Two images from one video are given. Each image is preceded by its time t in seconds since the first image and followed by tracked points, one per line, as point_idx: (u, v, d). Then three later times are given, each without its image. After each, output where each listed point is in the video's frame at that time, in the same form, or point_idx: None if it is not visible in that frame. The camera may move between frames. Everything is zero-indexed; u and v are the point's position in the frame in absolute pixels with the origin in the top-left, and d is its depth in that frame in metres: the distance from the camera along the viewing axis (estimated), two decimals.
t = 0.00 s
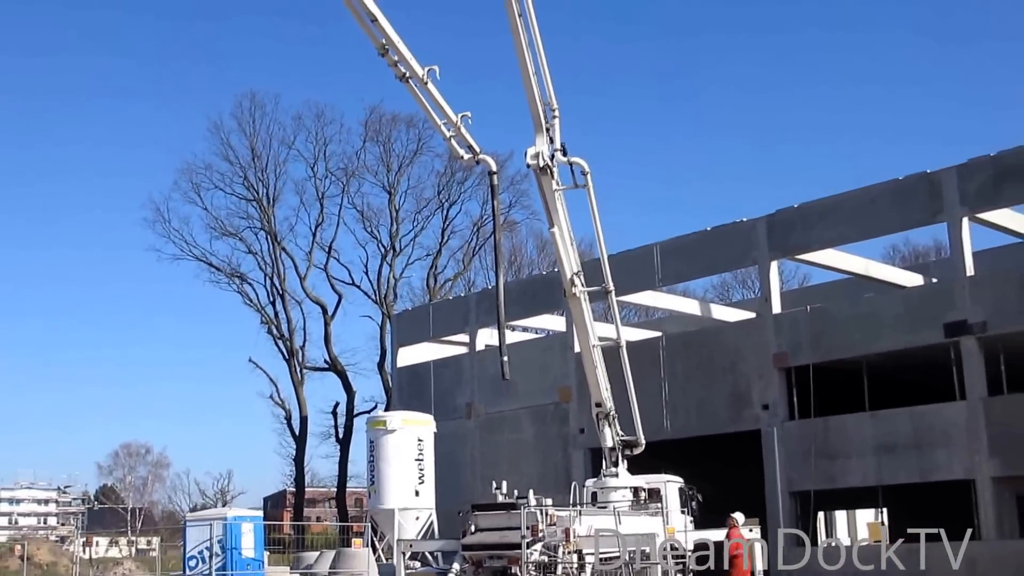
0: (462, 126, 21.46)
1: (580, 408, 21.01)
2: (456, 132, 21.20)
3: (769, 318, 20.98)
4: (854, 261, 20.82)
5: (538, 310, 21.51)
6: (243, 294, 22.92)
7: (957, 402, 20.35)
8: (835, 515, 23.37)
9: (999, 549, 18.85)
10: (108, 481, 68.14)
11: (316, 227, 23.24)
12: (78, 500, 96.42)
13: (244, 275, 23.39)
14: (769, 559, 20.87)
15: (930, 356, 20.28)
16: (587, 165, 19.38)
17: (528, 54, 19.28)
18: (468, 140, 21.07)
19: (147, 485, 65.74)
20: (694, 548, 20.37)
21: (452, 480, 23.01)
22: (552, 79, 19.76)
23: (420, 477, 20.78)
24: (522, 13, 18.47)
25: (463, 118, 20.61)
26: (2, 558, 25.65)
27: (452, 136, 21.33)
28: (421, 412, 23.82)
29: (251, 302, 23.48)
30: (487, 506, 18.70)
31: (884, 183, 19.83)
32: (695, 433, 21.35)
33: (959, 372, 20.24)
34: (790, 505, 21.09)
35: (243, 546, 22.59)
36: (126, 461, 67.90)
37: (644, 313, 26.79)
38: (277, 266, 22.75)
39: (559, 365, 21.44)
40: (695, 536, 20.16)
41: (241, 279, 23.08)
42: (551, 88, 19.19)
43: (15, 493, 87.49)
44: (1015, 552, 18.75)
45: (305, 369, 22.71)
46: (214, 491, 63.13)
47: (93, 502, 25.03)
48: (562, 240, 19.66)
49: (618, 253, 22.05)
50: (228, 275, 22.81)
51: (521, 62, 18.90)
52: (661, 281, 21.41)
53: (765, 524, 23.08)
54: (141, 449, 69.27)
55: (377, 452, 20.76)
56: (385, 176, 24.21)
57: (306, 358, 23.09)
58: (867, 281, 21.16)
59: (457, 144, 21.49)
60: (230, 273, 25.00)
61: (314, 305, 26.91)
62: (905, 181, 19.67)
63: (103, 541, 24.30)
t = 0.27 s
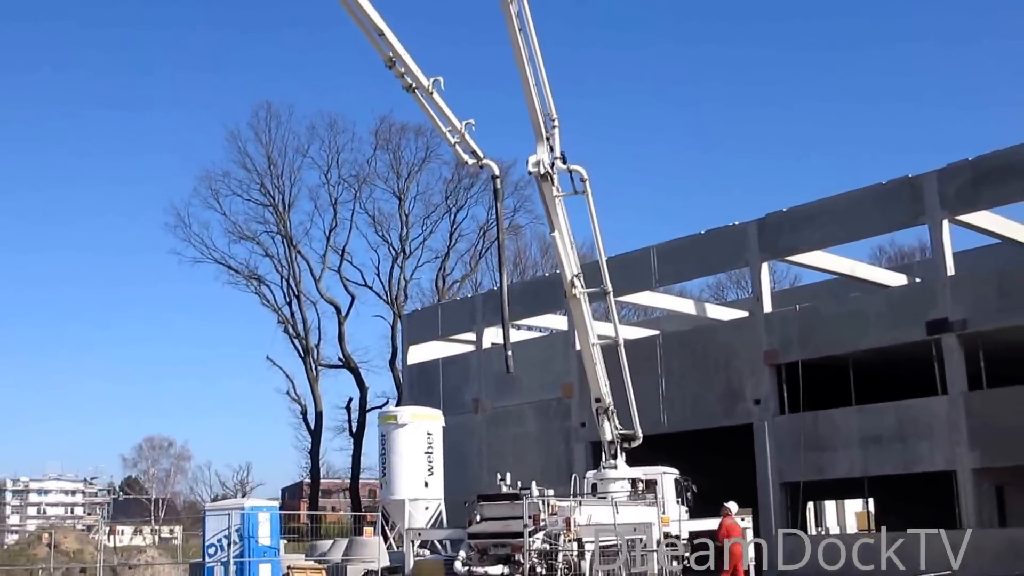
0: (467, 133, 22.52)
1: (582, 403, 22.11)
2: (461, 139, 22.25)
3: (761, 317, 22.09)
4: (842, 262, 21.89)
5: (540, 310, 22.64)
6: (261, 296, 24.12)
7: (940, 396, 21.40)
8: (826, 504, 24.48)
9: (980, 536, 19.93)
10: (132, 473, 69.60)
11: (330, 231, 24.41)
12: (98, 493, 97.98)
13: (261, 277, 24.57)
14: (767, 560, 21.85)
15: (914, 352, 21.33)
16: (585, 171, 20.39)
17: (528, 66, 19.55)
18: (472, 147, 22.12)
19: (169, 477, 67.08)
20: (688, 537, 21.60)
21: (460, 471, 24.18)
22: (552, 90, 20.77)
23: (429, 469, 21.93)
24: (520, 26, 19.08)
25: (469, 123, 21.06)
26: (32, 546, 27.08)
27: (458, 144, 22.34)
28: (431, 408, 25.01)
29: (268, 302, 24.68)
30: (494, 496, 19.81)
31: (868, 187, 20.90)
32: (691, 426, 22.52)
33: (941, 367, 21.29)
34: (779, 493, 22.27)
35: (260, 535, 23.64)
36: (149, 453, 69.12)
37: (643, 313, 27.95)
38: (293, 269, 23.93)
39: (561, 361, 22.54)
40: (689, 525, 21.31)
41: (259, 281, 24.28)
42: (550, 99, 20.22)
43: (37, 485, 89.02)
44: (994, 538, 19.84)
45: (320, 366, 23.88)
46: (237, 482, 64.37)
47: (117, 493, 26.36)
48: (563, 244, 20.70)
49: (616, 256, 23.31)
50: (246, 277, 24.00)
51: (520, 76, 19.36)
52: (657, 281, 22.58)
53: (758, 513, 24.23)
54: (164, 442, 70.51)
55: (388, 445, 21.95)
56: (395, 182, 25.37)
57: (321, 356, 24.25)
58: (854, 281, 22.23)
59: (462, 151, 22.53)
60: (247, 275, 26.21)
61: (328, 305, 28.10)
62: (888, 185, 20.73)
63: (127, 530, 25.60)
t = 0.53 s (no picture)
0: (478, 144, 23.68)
1: (587, 401, 23.20)
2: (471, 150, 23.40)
3: (757, 318, 23.22)
4: (836, 267, 22.90)
5: (547, 312, 23.80)
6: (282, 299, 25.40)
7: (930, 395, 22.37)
8: (822, 497, 25.57)
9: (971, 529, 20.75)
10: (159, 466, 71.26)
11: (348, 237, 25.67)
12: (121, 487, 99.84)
13: (282, 281, 25.85)
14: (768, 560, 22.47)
15: (904, 353, 22.32)
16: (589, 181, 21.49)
17: (535, 82, 20.73)
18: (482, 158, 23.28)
19: (194, 471, 68.63)
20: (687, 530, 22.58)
21: (471, 466, 25.35)
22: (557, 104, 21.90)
23: (442, 463, 23.11)
24: (526, 45, 20.19)
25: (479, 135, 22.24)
26: (65, 536, 28.49)
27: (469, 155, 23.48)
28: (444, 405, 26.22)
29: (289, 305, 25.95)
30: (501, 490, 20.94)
31: (860, 196, 21.90)
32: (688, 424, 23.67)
33: (929, 365, 22.29)
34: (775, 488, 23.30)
35: (280, 526, 24.63)
36: (176, 448, 70.52)
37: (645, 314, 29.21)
38: (312, 273, 25.19)
39: (567, 361, 23.65)
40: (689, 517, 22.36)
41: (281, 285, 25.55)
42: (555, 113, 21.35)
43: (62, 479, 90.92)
44: (982, 530, 20.72)
45: (338, 366, 25.11)
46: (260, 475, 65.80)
47: (146, 485, 27.68)
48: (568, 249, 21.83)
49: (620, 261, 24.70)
50: (268, 281, 25.28)
51: (527, 92, 20.46)
52: (657, 285, 23.81)
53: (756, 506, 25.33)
54: (191, 437, 71.93)
55: (403, 441, 23.16)
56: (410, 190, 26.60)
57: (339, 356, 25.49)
58: (847, 284, 23.26)
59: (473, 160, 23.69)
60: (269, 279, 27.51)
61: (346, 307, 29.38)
62: (879, 195, 21.71)
63: (154, 521, 26.96)
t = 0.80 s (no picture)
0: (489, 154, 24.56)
1: (596, 403, 23.89)
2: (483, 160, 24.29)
3: (761, 322, 24.07)
4: (837, 271, 23.59)
5: (556, 316, 24.64)
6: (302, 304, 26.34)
7: (929, 395, 22.99)
8: (826, 495, 26.25)
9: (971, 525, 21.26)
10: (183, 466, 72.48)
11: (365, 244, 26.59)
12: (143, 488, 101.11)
13: (302, 287, 26.81)
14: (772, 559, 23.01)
15: (903, 354, 22.99)
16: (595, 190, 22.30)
17: (544, 96, 21.65)
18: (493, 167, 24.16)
19: (217, 470, 69.80)
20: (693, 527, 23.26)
21: (485, 465, 26.15)
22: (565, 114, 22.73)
23: (456, 463, 23.91)
24: (535, 59, 21.07)
25: (491, 145, 23.17)
26: (93, 533, 29.56)
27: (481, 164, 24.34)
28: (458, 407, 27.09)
29: (309, 310, 26.90)
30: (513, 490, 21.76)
31: (860, 202, 22.59)
32: (693, 424, 24.62)
33: (928, 366, 22.91)
34: (779, 487, 23.95)
35: (299, 524, 25.36)
36: (200, 447, 71.71)
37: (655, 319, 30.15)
38: (331, 279, 26.12)
39: (577, 365, 24.35)
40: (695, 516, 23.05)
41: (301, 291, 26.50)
42: (563, 125, 22.20)
43: (86, 479, 92.29)
44: (981, 526, 21.28)
45: (356, 369, 26.00)
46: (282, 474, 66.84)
47: (170, 485, 28.68)
48: (576, 256, 22.63)
49: (626, 266, 25.85)
50: (288, 287, 26.25)
51: (536, 104, 21.36)
52: (664, 290, 24.81)
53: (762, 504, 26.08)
54: (214, 437, 73.13)
55: (419, 441, 24.02)
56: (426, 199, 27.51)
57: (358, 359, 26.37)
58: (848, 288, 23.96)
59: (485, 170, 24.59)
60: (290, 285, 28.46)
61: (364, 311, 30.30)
62: (878, 200, 22.39)
63: (179, 518, 27.98)
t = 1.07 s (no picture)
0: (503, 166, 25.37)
1: (607, 407, 24.55)
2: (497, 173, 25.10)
3: (768, 329, 24.82)
4: (843, 279, 24.19)
5: (568, 323, 25.40)
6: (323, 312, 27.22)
7: (932, 400, 23.53)
8: (833, 497, 26.83)
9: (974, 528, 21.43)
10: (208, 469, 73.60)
11: (384, 254, 27.46)
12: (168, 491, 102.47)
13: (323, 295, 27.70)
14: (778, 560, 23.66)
15: (907, 359, 23.56)
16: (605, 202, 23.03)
17: (556, 111, 22.44)
18: (508, 179, 24.96)
19: (241, 472, 70.85)
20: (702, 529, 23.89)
21: (499, 468, 26.89)
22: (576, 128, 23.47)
23: (471, 467, 24.68)
24: (547, 76, 21.87)
25: (505, 158, 24.00)
26: (120, 533, 30.52)
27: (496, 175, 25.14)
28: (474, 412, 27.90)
29: (329, 317, 27.78)
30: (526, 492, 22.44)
31: (863, 212, 23.22)
32: (701, 428, 25.45)
33: (932, 371, 23.34)
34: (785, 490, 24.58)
35: (320, 525, 26.15)
36: (223, 450, 72.97)
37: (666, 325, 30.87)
38: (351, 288, 26.98)
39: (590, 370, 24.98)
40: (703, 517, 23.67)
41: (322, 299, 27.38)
42: (574, 139, 22.97)
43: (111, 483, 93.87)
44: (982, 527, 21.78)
45: (375, 375, 26.83)
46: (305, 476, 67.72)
47: (195, 486, 29.60)
48: (587, 265, 23.38)
49: (636, 275, 26.70)
50: (310, 295, 27.14)
51: (548, 119, 22.18)
52: (675, 298, 25.68)
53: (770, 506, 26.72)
54: (237, 441, 74.37)
55: (435, 445, 24.80)
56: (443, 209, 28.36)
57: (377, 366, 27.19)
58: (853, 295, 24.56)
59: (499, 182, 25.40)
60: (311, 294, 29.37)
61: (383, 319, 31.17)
62: (881, 210, 23.02)
63: (203, 519, 28.93)
